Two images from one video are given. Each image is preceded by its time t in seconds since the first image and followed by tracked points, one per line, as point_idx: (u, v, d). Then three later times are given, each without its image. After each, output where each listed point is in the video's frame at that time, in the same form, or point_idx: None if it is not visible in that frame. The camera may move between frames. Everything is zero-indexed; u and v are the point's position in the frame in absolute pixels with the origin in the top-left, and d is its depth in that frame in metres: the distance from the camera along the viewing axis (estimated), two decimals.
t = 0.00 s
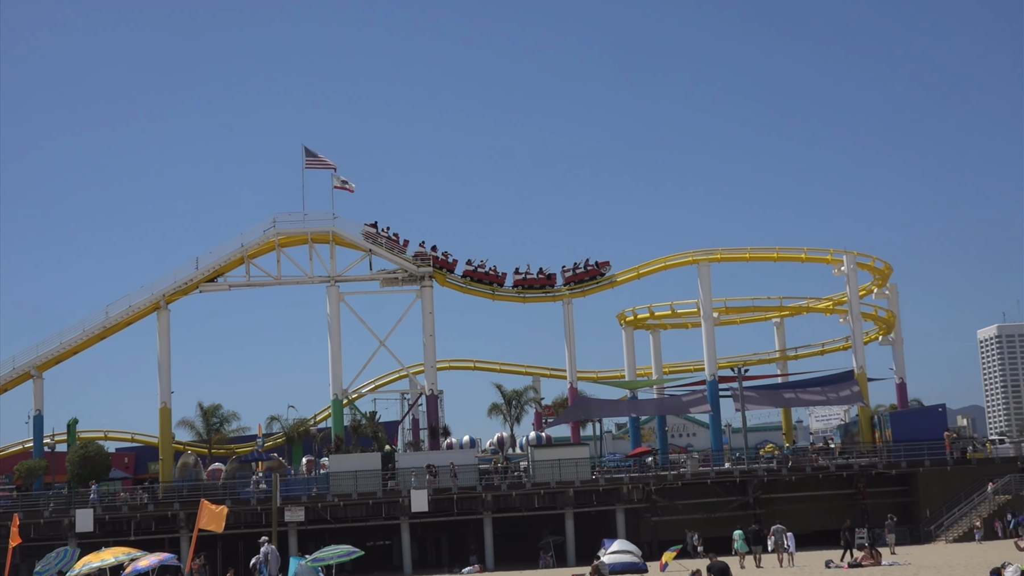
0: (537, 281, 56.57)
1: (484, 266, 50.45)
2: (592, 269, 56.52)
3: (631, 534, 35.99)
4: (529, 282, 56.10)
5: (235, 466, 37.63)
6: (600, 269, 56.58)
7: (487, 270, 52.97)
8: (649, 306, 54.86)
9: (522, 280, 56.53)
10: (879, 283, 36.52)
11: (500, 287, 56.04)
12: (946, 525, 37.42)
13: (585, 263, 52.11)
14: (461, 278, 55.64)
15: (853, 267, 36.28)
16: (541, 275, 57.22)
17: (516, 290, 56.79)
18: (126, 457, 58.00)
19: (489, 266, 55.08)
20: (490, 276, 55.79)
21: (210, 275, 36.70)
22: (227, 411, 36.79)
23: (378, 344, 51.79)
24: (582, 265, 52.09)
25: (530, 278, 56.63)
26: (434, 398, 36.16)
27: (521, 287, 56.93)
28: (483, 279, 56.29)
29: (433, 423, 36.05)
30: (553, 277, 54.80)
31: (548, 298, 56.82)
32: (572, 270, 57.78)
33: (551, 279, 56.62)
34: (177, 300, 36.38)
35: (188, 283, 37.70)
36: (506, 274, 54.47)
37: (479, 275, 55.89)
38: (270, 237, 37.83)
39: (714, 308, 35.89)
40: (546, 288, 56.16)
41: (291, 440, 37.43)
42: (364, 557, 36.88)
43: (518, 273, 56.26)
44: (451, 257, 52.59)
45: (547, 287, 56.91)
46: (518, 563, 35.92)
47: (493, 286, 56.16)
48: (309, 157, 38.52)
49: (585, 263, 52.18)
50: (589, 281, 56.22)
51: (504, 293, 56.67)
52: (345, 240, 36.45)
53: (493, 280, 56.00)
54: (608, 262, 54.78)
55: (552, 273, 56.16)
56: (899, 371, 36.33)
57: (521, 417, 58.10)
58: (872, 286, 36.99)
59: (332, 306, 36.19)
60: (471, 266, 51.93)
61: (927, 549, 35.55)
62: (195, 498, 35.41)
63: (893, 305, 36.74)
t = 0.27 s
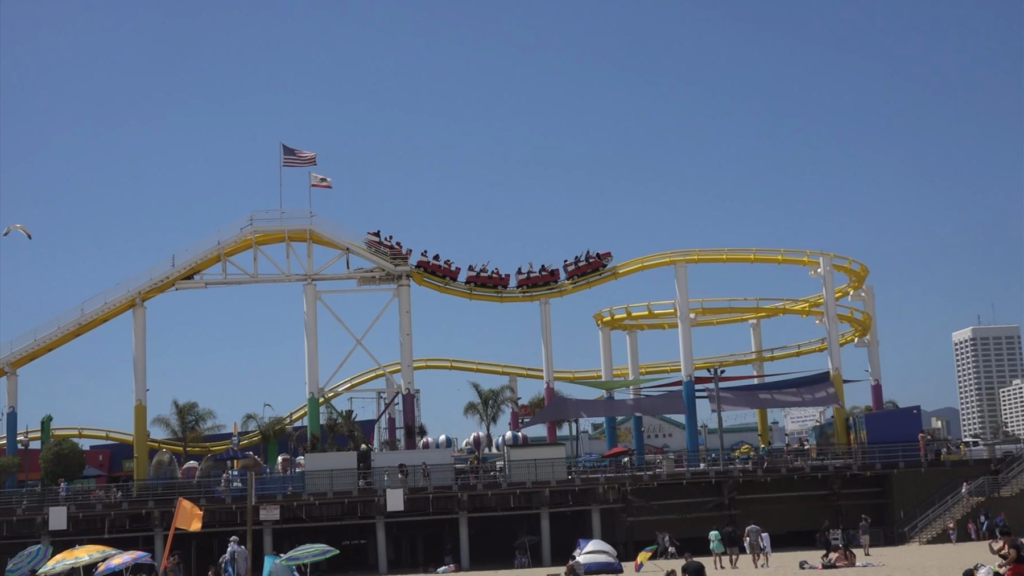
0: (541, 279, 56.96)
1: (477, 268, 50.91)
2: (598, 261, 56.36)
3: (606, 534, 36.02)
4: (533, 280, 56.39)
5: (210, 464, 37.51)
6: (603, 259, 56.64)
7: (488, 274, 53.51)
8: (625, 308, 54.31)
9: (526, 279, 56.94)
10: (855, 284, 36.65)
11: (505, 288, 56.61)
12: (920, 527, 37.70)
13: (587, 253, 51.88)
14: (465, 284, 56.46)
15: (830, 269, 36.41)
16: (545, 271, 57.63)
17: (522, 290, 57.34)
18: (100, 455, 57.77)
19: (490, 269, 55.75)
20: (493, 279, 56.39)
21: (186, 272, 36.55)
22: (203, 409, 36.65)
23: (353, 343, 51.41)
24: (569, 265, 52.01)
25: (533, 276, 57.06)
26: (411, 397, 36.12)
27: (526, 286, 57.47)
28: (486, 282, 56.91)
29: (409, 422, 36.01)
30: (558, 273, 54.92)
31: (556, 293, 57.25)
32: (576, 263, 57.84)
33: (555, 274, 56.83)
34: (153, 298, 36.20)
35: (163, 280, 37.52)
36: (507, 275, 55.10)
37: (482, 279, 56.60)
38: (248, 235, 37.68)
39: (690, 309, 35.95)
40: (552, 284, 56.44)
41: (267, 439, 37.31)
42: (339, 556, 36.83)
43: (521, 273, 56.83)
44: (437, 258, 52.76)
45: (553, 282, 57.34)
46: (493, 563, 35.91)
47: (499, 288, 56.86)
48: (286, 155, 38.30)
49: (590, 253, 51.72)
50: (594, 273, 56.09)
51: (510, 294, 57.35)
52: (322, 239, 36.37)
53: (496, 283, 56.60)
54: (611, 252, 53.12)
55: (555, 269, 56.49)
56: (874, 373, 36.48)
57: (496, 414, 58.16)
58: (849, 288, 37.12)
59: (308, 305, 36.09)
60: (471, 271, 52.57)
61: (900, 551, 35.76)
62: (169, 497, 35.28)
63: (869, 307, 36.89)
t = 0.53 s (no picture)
0: (541, 273, 58.13)
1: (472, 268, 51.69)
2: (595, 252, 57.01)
3: (579, 534, 36.08)
4: (531, 275, 57.68)
5: (181, 464, 37.41)
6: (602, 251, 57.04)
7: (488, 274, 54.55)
8: (597, 307, 54.54)
9: (525, 275, 58.24)
10: (826, 285, 36.83)
11: (506, 287, 57.66)
12: (890, 526, 38.12)
13: (583, 245, 52.35)
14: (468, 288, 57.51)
15: (801, 270, 36.61)
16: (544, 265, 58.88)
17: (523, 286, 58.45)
18: (70, 455, 57.56)
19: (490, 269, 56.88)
20: (495, 279, 57.47)
21: (158, 271, 36.45)
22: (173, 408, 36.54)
23: (325, 342, 51.29)
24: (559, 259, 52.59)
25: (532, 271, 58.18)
26: (382, 397, 36.07)
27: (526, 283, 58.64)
28: (488, 284, 57.91)
29: (381, 422, 35.95)
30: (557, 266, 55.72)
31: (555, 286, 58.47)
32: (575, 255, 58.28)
33: (554, 268, 57.79)
34: (124, 296, 36.06)
35: (133, 279, 37.37)
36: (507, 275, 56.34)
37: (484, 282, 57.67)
38: (220, 234, 37.57)
39: (663, 309, 36.06)
40: (552, 276, 57.72)
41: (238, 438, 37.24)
42: (311, 556, 36.80)
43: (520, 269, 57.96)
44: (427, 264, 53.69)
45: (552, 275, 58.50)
46: (466, 562, 35.93)
47: (501, 288, 57.97)
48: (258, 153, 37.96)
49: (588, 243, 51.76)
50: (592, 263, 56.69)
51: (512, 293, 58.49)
52: (295, 237, 36.35)
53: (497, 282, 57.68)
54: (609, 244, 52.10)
55: (553, 263, 57.45)
56: (846, 373, 36.69)
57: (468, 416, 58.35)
58: (820, 289, 37.31)
59: (280, 304, 36.04)
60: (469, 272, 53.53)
61: (872, 549, 36.03)
62: (139, 497, 35.14)
63: (840, 307, 37.09)
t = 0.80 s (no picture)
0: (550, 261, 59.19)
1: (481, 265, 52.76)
2: (604, 242, 57.84)
3: (557, 532, 36.12)
4: (540, 265, 59.15)
5: (158, 461, 37.33)
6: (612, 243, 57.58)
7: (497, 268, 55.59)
8: (597, 307, 55.10)
9: (535, 265, 59.26)
10: (805, 285, 37.04)
11: (517, 279, 59.08)
12: (867, 526, 38.42)
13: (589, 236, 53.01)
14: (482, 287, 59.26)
15: (779, 270, 36.84)
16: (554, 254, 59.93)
17: (534, 277, 59.46)
18: (47, 452, 57.33)
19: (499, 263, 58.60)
20: (506, 273, 58.45)
21: (135, 267, 36.39)
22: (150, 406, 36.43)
23: (305, 337, 52.57)
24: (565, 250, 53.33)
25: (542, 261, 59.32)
26: (361, 395, 36.05)
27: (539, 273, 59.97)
28: (499, 279, 59.18)
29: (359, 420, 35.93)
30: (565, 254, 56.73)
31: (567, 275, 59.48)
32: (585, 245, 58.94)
33: (562, 257, 58.99)
34: (101, 293, 35.92)
35: (110, 275, 37.29)
36: (516, 268, 57.90)
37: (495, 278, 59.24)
38: (199, 231, 37.44)
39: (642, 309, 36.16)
40: (561, 266, 59.03)
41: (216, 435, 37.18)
42: (288, 554, 36.79)
43: (528, 260, 59.37)
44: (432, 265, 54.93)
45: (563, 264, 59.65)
46: (443, 561, 35.86)
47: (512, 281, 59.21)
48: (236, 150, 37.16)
49: (595, 233, 52.72)
50: (604, 254, 57.53)
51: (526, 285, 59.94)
52: (274, 235, 36.32)
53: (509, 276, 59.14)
54: (617, 235, 52.16)
55: (562, 253, 58.59)
56: (823, 373, 36.90)
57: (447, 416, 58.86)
58: (799, 289, 37.53)
59: (259, 301, 36.01)
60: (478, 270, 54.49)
61: (849, 549, 36.20)
62: (115, 494, 35.01)
63: (818, 308, 37.31)
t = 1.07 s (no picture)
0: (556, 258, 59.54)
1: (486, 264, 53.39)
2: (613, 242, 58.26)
3: (537, 536, 36.17)
4: (547, 261, 59.59)
5: (137, 464, 37.21)
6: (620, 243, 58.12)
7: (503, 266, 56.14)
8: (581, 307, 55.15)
9: (542, 260, 59.74)
10: (785, 289, 37.18)
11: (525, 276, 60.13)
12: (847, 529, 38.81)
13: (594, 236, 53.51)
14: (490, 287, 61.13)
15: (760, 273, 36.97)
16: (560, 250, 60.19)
17: (540, 271, 59.76)
18: (25, 455, 57.02)
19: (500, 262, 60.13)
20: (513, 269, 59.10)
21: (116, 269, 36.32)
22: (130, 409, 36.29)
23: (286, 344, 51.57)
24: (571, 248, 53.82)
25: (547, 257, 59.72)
26: (341, 398, 36.01)
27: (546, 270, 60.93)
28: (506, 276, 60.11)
29: (340, 423, 35.86)
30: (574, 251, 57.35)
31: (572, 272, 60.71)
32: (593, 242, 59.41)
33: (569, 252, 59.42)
34: (80, 295, 35.69)
35: (91, 277, 37.19)
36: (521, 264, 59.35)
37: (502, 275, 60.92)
38: (179, 233, 37.29)
39: (623, 312, 36.19)
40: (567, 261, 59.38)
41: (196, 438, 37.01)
42: (268, 558, 36.73)
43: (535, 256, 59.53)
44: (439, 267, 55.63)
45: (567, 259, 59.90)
46: (423, 564, 35.87)
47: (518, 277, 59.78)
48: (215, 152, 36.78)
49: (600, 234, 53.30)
50: (610, 254, 58.01)
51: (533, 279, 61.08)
52: (254, 237, 36.27)
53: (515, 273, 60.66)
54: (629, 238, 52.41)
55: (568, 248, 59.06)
56: (803, 376, 37.03)
57: (429, 417, 59.43)
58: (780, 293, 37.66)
59: (240, 303, 35.90)
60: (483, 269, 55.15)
61: (828, 552, 36.32)
62: (94, 497, 34.82)
63: (799, 311, 37.48)
